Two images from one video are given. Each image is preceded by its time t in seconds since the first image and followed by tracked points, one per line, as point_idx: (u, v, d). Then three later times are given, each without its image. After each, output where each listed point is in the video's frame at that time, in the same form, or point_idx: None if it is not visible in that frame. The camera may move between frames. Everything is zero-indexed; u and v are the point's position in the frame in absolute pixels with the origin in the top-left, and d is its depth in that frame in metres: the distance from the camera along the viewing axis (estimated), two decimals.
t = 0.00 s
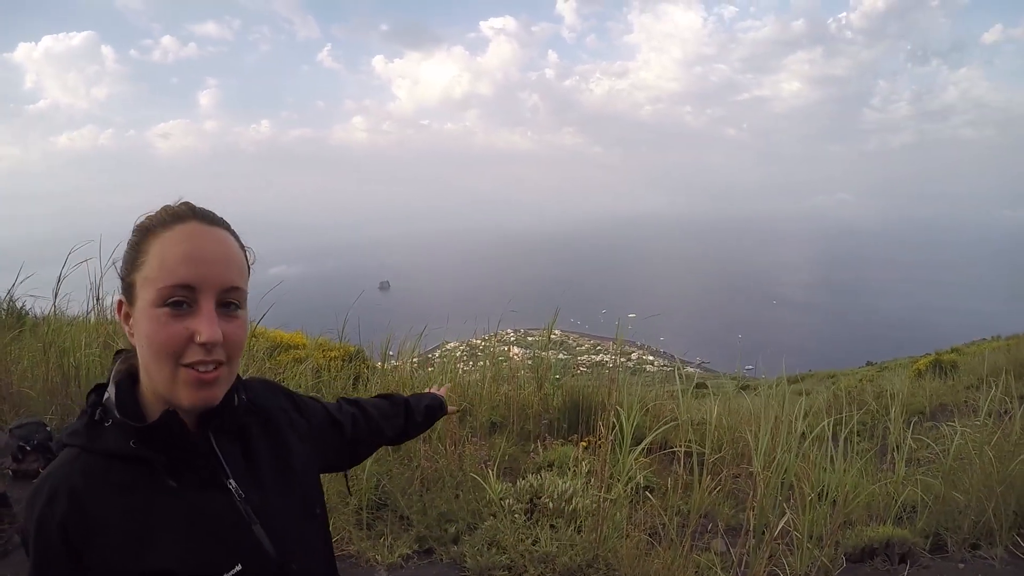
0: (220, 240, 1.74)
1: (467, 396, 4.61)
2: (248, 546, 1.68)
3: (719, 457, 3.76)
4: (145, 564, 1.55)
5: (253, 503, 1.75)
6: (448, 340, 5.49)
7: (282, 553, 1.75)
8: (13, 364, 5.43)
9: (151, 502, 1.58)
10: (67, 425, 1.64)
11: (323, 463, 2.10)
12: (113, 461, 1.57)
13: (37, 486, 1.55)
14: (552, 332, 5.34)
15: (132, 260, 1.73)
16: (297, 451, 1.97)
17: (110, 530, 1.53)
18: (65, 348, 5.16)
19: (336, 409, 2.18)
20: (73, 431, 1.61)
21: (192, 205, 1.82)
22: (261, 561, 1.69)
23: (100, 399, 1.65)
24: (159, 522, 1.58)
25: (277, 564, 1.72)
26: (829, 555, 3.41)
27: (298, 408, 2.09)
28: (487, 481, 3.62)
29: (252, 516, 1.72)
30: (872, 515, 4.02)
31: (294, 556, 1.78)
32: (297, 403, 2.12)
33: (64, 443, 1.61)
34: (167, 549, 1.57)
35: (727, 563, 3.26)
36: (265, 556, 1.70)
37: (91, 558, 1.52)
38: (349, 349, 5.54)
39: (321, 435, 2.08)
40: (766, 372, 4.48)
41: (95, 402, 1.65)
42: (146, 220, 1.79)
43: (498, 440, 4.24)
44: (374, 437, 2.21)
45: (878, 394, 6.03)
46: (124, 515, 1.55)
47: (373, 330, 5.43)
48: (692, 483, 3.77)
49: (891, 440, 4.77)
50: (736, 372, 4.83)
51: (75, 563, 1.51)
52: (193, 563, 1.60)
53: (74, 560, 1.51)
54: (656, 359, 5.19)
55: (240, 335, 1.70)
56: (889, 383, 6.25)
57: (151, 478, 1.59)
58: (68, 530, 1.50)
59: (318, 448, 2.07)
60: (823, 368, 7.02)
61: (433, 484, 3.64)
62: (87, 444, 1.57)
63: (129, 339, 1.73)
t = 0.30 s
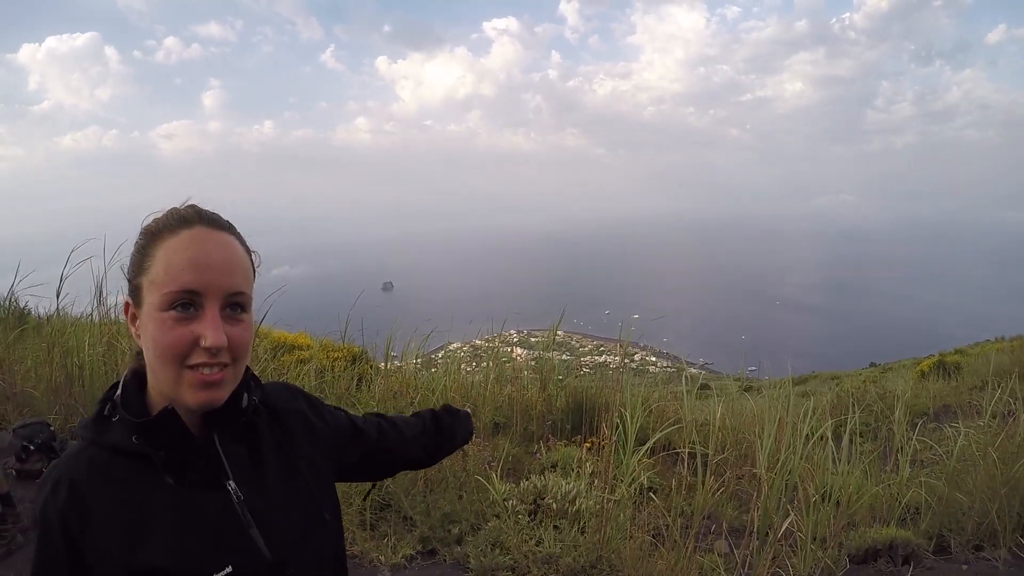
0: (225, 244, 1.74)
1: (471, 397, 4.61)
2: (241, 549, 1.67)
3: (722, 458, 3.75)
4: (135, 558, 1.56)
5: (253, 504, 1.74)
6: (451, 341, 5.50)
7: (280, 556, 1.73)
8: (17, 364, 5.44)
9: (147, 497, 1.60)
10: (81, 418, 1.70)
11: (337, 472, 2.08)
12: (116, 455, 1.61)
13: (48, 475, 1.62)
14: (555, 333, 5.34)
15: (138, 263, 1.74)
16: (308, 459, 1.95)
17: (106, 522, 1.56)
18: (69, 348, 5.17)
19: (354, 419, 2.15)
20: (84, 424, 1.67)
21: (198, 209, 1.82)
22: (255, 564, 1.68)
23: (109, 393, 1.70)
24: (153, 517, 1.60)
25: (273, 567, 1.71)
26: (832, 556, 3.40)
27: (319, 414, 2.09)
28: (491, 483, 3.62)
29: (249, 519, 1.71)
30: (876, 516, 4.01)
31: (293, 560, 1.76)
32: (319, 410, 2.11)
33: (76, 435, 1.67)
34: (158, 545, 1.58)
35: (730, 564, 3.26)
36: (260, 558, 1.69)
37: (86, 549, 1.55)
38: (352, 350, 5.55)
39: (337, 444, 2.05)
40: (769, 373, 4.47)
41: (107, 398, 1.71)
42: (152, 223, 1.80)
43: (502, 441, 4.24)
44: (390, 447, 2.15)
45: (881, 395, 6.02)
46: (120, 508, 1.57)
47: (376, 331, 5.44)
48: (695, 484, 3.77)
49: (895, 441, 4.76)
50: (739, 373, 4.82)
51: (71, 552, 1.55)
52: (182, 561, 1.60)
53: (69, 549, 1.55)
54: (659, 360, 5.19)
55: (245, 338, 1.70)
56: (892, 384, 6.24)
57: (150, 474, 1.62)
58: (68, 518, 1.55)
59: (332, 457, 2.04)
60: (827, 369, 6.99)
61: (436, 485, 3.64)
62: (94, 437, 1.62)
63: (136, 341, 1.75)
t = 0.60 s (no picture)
0: (216, 248, 1.74)
1: (472, 398, 4.62)
2: (230, 550, 1.67)
3: (722, 458, 3.75)
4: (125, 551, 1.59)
5: (246, 506, 1.72)
6: (451, 342, 5.50)
7: (270, 562, 1.71)
8: (17, 367, 5.44)
9: (140, 493, 1.64)
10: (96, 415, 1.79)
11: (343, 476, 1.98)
12: (117, 450, 1.67)
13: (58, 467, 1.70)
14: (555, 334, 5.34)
15: (133, 270, 1.76)
16: (303, 463, 1.88)
17: (102, 514, 1.62)
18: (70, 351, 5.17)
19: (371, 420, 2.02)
20: (95, 421, 1.74)
21: (189, 213, 1.82)
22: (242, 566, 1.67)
23: (116, 390, 1.76)
24: (144, 513, 1.63)
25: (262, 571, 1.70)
26: (835, 556, 3.40)
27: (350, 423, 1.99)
28: (492, 484, 3.62)
29: (240, 521, 1.70)
30: (877, 516, 4.01)
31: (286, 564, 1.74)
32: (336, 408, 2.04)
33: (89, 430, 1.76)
34: (149, 541, 1.61)
35: (732, 565, 3.26)
36: (248, 561, 1.68)
37: (84, 539, 1.61)
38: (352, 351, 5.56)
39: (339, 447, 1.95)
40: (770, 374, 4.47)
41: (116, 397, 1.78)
42: (146, 230, 1.81)
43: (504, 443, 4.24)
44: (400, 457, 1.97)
45: (882, 396, 6.01)
46: (114, 501, 1.62)
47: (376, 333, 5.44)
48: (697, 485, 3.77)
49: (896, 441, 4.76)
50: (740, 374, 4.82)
51: (70, 542, 1.61)
52: (169, 559, 1.62)
53: (69, 538, 1.61)
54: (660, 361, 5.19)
55: (238, 340, 1.70)
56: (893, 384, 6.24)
57: (145, 470, 1.66)
58: (69, 508, 1.62)
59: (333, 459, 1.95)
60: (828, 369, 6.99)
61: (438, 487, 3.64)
62: (99, 433, 1.69)
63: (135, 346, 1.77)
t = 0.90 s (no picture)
0: (213, 243, 1.76)
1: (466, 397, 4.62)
2: (204, 548, 1.63)
3: (715, 456, 3.76)
4: (104, 544, 1.62)
5: (223, 504, 1.68)
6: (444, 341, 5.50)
7: (244, 562, 1.64)
8: (9, 367, 5.41)
9: (121, 487, 1.67)
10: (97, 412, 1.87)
11: (340, 471, 1.83)
12: (106, 445, 1.72)
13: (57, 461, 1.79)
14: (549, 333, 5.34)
15: (132, 262, 1.78)
16: (285, 461, 1.78)
17: (87, 506, 1.67)
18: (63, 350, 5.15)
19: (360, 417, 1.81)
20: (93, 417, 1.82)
21: (190, 211, 1.84)
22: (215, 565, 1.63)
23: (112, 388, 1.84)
24: (123, 506, 1.65)
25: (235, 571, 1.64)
26: (827, 554, 3.42)
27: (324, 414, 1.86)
28: (485, 483, 3.63)
29: (216, 519, 1.66)
30: (870, 515, 4.03)
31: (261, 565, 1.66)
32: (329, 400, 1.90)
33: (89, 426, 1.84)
34: (126, 534, 1.63)
35: (725, 563, 3.27)
36: (221, 560, 1.63)
37: (72, 530, 1.67)
38: (346, 351, 5.55)
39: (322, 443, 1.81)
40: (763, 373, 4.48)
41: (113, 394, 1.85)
42: (147, 225, 1.84)
43: (497, 442, 4.25)
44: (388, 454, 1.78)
45: (874, 395, 6.04)
46: (97, 494, 1.67)
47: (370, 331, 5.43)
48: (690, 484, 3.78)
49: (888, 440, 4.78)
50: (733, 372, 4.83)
51: (61, 533, 1.68)
52: (143, 554, 1.62)
53: (60, 529, 1.68)
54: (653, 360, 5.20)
55: (230, 334, 1.69)
56: (885, 383, 6.27)
57: (128, 465, 1.69)
58: (61, 499, 1.69)
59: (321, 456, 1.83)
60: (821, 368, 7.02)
61: (431, 486, 3.65)
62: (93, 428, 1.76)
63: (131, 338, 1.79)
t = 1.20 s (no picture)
0: (202, 242, 1.76)
1: (460, 397, 4.63)
2: (203, 553, 1.63)
3: (708, 456, 3.76)
4: (100, 550, 1.59)
5: (222, 509, 1.69)
6: (439, 340, 5.50)
7: (242, 567, 1.66)
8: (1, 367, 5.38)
9: (117, 492, 1.64)
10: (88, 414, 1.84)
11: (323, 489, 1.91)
12: (101, 449, 1.70)
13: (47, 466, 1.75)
14: (543, 333, 5.35)
15: (121, 263, 1.78)
16: (282, 471, 1.82)
17: (81, 511, 1.63)
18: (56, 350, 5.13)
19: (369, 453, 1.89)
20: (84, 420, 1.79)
21: (179, 211, 1.85)
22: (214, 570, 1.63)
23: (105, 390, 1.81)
24: (121, 512, 1.62)
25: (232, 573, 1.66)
26: (820, 552, 3.43)
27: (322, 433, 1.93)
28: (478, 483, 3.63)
29: (213, 523, 1.66)
30: (864, 515, 4.04)
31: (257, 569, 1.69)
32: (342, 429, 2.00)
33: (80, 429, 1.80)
34: (123, 540, 1.60)
35: (719, 562, 3.28)
36: (219, 564, 1.64)
37: (65, 537, 1.63)
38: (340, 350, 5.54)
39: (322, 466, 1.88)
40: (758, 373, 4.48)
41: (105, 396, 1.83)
42: (137, 226, 1.84)
43: (491, 442, 4.25)
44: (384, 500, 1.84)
45: (868, 395, 6.07)
46: (92, 498, 1.63)
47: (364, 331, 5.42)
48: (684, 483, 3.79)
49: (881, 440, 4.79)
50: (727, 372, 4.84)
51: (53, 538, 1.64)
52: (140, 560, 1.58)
53: (54, 536, 1.64)
54: (647, 359, 5.21)
55: (220, 334, 1.69)
56: (877, 383, 6.30)
57: (124, 469, 1.67)
58: (55, 505, 1.66)
59: (317, 479, 1.90)
60: (815, 368, 7.04)
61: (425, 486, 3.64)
62: (86, 432, 1.73)
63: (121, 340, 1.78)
